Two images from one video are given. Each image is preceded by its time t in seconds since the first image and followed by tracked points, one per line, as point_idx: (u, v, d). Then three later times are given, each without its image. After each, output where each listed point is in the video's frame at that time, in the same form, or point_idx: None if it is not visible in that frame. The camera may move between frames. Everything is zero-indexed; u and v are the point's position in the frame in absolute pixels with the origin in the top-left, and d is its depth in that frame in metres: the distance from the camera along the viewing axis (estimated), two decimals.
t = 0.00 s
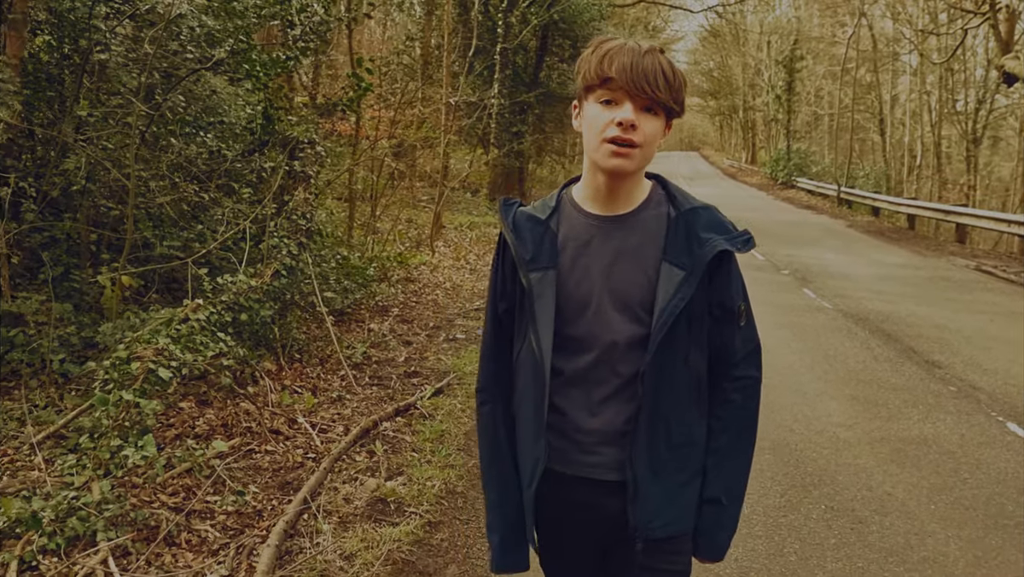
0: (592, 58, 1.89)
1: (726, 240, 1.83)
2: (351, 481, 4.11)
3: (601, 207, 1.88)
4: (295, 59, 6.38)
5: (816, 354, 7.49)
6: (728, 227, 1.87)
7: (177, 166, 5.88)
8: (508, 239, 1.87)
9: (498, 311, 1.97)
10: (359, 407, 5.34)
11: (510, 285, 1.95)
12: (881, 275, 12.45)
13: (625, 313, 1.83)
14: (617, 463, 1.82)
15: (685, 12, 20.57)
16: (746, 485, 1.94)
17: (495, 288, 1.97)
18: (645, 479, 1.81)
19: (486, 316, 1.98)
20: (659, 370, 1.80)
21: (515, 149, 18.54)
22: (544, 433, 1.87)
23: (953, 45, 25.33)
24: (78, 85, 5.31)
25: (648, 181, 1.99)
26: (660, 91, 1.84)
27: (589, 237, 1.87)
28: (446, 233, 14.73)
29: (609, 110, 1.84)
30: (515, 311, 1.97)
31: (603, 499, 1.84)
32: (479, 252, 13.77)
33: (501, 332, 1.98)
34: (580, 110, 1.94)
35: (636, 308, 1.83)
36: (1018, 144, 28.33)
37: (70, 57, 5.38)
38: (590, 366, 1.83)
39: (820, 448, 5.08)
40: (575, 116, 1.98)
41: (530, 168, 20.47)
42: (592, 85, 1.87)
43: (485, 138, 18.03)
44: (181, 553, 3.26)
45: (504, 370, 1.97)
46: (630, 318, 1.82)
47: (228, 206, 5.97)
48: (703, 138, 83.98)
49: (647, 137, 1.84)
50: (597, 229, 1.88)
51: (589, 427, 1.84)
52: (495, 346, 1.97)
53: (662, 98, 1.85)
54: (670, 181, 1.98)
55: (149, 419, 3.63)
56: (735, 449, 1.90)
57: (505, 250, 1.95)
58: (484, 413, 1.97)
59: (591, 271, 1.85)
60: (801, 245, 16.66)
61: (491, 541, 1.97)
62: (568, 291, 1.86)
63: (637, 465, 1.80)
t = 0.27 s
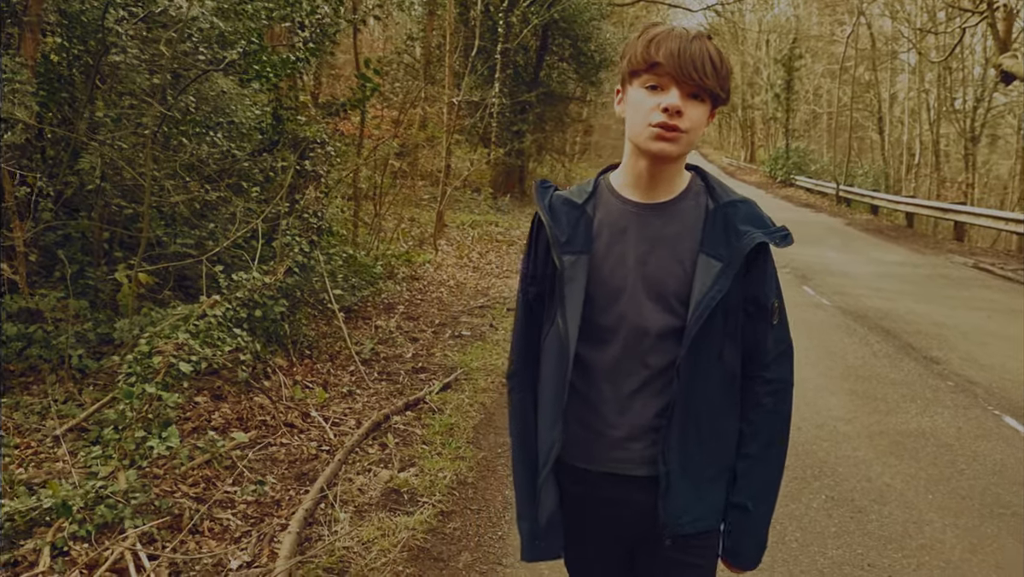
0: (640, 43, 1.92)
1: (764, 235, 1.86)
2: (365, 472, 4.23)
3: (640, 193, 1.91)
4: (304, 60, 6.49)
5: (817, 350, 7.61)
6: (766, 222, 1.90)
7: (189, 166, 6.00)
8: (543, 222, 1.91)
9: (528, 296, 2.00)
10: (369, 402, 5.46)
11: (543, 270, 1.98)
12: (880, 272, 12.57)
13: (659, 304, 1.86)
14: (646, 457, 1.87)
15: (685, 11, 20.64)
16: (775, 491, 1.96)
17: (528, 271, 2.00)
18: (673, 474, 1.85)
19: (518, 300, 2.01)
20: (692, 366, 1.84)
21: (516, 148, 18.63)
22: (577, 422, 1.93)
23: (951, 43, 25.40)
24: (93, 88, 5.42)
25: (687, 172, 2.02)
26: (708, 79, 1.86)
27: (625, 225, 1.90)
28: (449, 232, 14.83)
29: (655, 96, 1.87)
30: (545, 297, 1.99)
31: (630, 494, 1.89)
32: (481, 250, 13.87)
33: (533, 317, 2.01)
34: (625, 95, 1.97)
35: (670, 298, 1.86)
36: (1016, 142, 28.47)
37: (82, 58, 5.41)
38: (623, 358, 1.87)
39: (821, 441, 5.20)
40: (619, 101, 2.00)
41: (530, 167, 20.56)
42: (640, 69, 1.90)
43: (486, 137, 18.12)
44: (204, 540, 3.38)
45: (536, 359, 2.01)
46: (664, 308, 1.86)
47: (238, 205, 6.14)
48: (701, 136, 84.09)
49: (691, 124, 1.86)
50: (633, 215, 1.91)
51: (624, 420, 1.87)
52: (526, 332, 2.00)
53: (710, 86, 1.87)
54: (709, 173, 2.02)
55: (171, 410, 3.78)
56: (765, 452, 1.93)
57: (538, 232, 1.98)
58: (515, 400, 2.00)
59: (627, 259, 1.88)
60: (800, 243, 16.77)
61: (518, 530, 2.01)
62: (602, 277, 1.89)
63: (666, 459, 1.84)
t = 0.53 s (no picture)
0: (663, 59, 1.91)
1: (777, 249, 1.85)
2: (371, 469, 4.34)
3: (655, 207, 1.90)
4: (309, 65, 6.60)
5: (814, 350, 7.71)
6: (779, 236, 1.89)
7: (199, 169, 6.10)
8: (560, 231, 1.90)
9: (545, 306, 1.98)
10: (374, 400, 5.57)
11: (559, 280, 1.96)
12: (878, 273, 12.66)
13: (672, 315, 1.86)
14: (651, 463, 1.90)
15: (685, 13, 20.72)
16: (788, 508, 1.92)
17: (544, 281, 1.98)
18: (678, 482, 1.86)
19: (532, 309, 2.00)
20: (701, 375, 1.84)
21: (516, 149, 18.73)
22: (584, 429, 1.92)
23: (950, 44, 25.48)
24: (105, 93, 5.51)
25: (702, 185, 2.01)
26: (730, 100, 1.87)
27: (640, 237, 1.90)
28: (451, 233, 14.94)
29: (676, 113, 1.86)
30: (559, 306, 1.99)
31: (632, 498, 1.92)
32: (482, 251, 13.98)
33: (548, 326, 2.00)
34: (645, 110, 1.96)
35: (683, 310, 1.86)
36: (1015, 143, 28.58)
37: (90, 63, 5.52)
38: (633, 367, 1.87)
39: (818, 439, 5.31)
40: (637, 116, 1.99)
41: (531, 168, 20.66)
42: (663, 85, 1.89)
43: (487, 138, 18.22)
44: (218, 534, 3.50)
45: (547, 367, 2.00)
46: (676, 319, 1.86)
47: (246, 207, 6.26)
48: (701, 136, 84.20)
49: (710, 143, 1.85)
50: (647, 228, 1.90)
51: (634, 429, 1.89)
52: (539, 340, 1.99)
53: (731, 107, 1.87)
54: (723, 186, 2.02)
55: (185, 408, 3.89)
56: (779, 468, 1.89)
57: (553, 240, 1.98)
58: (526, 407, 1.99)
59: (641, 272, 1.88)
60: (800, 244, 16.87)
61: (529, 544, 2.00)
62: (618, 288, 1.88)
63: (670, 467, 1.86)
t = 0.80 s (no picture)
0: (647, 63, 1.97)
1: (765, 247, 1.91)
2: (370, 463, 4.47)
3: (647, 206, 1.97)
4: (310, 69, 6.72)
5: (806, 349, 7.83)
6: (767, 236, 1.95)
7: (201, 172, 6.22)
8: (553, 233, 1.97)
9: (537, 302, 2.07)
10: (372, 397, 5.69)
11: (552, 278, 2.04)
12: (873, 274, 12.79)
13: (664, 311, 1.94)
14: (636, 458, 2.01)
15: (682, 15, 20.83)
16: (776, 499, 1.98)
17: (536, 279, 2.07)
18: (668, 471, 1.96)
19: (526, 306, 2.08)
20: (691, 369, 1.92)
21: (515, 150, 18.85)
22: (578, 423, 1.99)
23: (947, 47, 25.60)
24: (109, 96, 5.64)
25: (692, 185, 2.08)
26: (713, 100, 1.92)
27: (632, 236, 1.97)
28: (449, 234, 15.06)
29: (660, 115, 1.92)
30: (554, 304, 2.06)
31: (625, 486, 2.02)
32: (480, 251, 14.10)
33: (541, 322, 2.08)
34: (632, 114, 2.02)
35: (674, 306, 1.94)
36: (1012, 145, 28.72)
37: (94, 66, 5.67)
38: (626, 362, 1.96)
39: (806, 435, 5.44)
40: (626, 119, 2.06)
41: (529, 169, 20.78)
42: (647, 89, 1.95)
43: (485, 139, 18.33)
44: (222, 523, 3.62)
45: (541, 361, 2.08)
46: (667, 315, 1.94)
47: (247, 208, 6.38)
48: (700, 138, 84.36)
49: (695, 143, 1.91)
50: (640, 227, 1.97)
51: (627, 420, 1.99)
52: (533, 335, 2.07)
53: (715, 106, 1.92)
54: (712, 185, 2.08)
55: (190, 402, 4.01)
56: (766, 460, 1.96)
57: (548, 241, 2.05)
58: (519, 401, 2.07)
59: (634, 270, 1.95)
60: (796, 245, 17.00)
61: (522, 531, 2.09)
62: (611, 285, 1.96)
63: (659, 456, 1.96)
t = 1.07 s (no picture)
0: (620, 56, 2.08)
1: (736, 235, 2.02)
2: (365, 452, 4.58)
3: (622, 196, 2.06)
4: (309, 69, 6.83)
5: (797, 344, 7.94)
6: (738, 224, 2.06)
7: (200, 169, 6.33)
8: (530, 225, 2.04)
9: (516, 291, 2.13)
10: (368, 390, 5.80)
11: (530, 268, 2.11)
12: (866, 271, 12.90)
13: (639, 299, 2.03)
14: (619, 441, 2.06)
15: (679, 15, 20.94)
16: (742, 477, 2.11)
17: (514, 269, 2.14)
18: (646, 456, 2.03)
19: (504, 295, 2.14)
20: (668, 356, 2.01)
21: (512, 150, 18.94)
22: (557, 411, 2.05)
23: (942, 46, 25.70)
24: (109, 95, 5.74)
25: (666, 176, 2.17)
26: (684, 91, 2.03)
27: (608, 226, 2.06)
28: (446, 233, 15.16)
29: (633, 105, 2.02)
30: (532, 293, 2.13)
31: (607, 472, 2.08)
32: (477, 250, 14.20)
33: (519, 311, 2.14)
34: (605, 105, 2.12)
35: (649, 294, 2.03)
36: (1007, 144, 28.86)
37: (93, 66, 5.74)
38: (605, 349, 2.03)
39: (793, 426, 5.55)
40: (599, 111, 2.16)
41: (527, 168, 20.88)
42: (620, 81, 2.05)
43: (483, 139, 18.42)
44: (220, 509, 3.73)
45: (520, 350, 2.14)
46: (643, 302, 2.03)
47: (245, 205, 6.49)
48: (699, 138, 84.48)
49: (666, 132, 2.01)
50: (615, 217, 2.06)
51: (605, 405, 2.05)
52: (512, 325, 2.13)
53: (685, 97, 2.03)
54: (686, 176, 2.18)
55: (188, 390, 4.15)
56: (735, 441, 2.08)
57: (526, 233, 2.12)
58: (497, 390, 2.12)
59: (610, 259, 2.04)
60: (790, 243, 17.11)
61: (496, 516, 2.15)
62: (588, 275, 2.04)
63: (639, 442, 2.03)
